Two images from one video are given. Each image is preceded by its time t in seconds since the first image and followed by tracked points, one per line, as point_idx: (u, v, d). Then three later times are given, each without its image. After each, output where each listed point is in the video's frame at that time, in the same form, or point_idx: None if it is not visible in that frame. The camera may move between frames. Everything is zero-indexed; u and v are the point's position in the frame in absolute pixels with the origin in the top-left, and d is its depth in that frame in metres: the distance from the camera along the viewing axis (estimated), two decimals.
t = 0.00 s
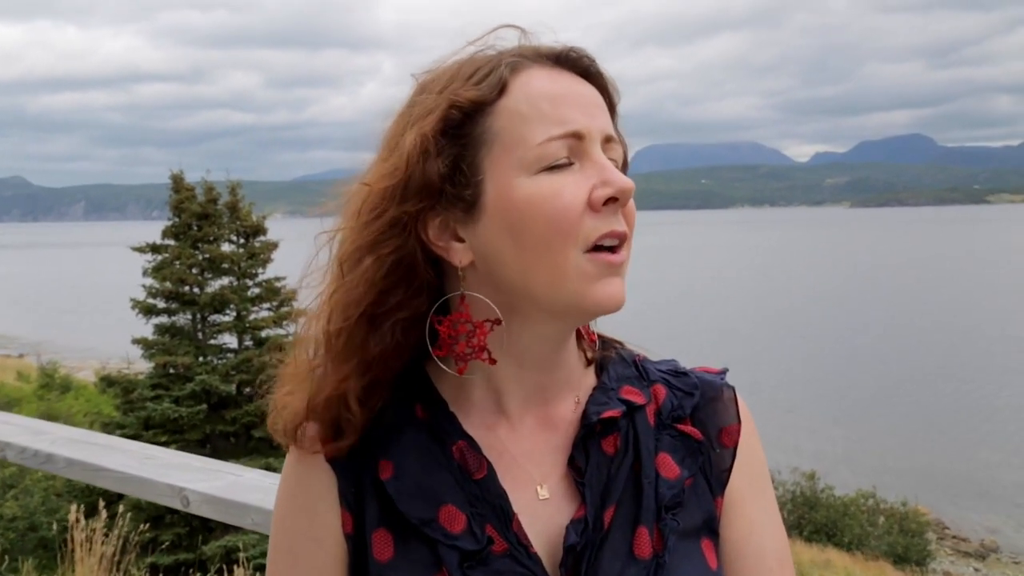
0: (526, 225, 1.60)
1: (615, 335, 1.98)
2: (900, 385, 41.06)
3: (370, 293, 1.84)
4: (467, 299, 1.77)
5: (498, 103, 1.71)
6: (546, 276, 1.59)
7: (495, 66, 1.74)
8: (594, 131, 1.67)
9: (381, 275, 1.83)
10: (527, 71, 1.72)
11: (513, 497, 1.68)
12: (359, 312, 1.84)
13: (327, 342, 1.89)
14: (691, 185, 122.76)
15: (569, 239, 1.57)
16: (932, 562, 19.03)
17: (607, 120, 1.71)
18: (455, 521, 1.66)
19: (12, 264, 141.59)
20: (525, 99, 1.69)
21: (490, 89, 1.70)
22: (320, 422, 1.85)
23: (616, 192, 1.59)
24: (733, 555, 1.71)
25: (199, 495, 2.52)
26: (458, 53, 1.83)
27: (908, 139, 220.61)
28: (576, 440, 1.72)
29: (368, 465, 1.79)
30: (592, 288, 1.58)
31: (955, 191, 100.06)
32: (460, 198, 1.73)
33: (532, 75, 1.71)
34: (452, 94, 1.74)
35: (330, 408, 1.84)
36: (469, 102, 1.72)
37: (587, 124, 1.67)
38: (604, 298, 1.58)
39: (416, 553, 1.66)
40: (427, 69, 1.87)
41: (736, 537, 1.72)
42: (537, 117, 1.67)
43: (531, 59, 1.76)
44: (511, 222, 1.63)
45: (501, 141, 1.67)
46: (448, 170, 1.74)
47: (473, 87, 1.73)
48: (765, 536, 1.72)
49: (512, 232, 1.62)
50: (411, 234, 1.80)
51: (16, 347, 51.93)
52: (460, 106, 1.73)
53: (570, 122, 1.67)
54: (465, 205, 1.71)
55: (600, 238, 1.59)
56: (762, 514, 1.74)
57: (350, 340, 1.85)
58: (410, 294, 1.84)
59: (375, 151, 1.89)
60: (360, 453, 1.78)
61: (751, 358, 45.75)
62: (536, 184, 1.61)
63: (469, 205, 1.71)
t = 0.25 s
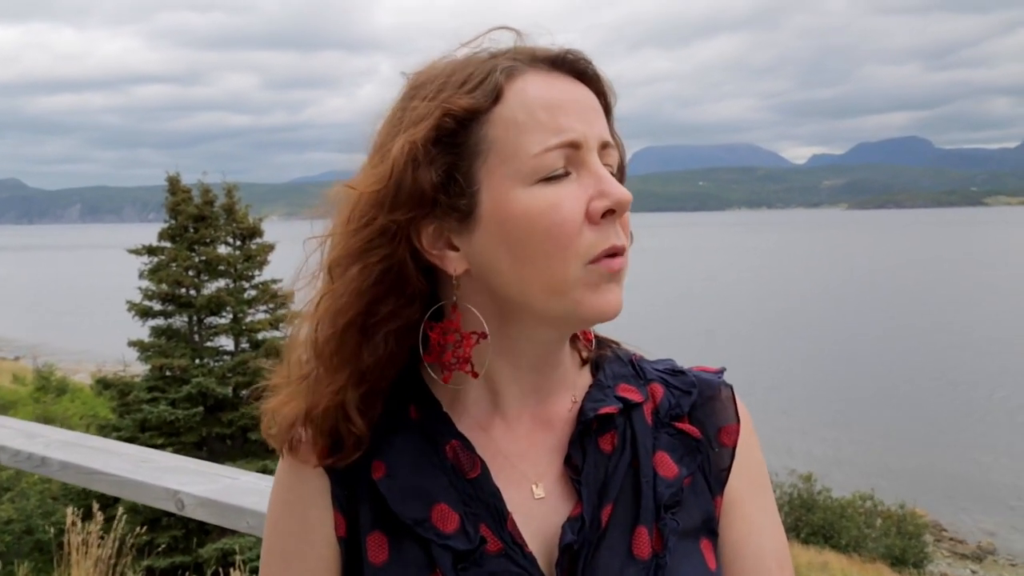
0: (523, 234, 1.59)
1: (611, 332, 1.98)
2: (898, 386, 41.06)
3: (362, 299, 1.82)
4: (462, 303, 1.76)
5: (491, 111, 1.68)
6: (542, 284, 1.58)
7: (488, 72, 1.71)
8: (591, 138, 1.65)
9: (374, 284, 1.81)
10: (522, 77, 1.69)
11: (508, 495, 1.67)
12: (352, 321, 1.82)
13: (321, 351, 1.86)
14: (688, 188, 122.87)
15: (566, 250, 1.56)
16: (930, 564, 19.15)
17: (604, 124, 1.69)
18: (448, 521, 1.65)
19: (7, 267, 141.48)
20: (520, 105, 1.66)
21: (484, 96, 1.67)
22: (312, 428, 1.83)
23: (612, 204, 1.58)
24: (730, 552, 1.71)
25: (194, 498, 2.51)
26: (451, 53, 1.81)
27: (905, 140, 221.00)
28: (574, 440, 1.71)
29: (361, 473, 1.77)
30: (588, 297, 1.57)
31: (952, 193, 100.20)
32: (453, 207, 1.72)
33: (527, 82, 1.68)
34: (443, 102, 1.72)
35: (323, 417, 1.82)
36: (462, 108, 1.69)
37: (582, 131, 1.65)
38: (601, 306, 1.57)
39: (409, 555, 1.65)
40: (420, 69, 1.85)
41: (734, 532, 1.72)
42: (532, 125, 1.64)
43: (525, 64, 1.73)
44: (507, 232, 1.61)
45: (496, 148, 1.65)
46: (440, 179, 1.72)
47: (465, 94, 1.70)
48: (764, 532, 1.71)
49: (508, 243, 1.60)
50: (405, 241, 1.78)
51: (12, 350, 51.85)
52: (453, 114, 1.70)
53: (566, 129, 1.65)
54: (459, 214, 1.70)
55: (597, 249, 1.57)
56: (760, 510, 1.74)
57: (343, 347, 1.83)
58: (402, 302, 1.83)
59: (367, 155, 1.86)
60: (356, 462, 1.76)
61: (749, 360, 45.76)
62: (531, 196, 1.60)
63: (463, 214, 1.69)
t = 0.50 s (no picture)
0: (514, 241, 1.59)
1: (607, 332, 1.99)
2: (888, 387, 41.21)
3: (355, 306, 1.83)
4: (456, 311, 1.77)
5: (479, 117, 1.68)
6: (534, 292, 1.58)
7: (475, 79, 1.71)
8: (582, 142, 1.65)
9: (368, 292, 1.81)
10: (513, 81, 1.68)
11: (505, 498, 1.67)
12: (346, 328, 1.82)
13: (315, 357, 1.87)
14: (679, 188, 123.18)
15: (558, 257, 1.56)
16: (919, 563, 19.32)
17: (597, 127, 1.69)
18: (444, 524, 1.65)
19: None
20: (510, 111, 1.66)
21: (472, 102, 1.67)
22: (305, 436, 1.83)
23: (604, 211, 1.59)
24: (727, 554, 1.72)
25: (185, 499, 2.52)
26: (440, 56, 1.80)
27: (895, 141, 221.75)
28: (571, 443, 1.71)
29: (357, 479, 1.77)
30: (581, 303, 1.58)
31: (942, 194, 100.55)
32: (446, 214, 1.72)
33: (518, 84, 1.67)
34: (431, 110, 1.71)
35: (317, 423, 1.82)
36: (450, 117, 1.69)
37: (574, 136, 1.64)
38: (595, 314, 1.58)
39: (407, 560, 1.65)
40: (409, 72, 1.84)
41: (730, 533, 1.73)
42: (523, 132, 1.64)
43: (517, 67, 1.73)
44: (499, 240, 1.62)
45: (486, 155, 1.66)
46: (431, 185, 1.72)
47: (453, 101, 1.70)
48: (760, 534, 1.73)
49: (500, 252, 1.61)
50: (397, 248, 1.78)
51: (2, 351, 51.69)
52: (441, 122, 1.70)
53: (558, 135, 1.65)
54: (451, 223, 1.71)
55: (590, 257, 1.58)
56: (756, 510, 1.75)
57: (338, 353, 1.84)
58: (395, 309, 1.83)
59: (359, 159, 1.86)
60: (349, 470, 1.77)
61: (740, 361, 45.90)
62: (524, 205, 1.60)
63: (456, 224, 1.70)
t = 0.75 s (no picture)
0: (495, 245, 1.60)
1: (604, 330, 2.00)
2: (876, 386, 41.40)
3: (342, 310, 1.84)
4: (447, 314, 1.79)
5: (453, 121, 1.69)
6: (516, 296, 1.60)
7: (448, 79, 1.72)
8: (560, 141, 1.65)
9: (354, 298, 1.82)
10: (488, 80, 1.69)
11: (503, 498, 1.69)
12: (331, 333, 1.83)
13: (304, 361, 1.88)
14: (668, 190, 123.53)
15: (538, 258, 1.57)
16: (906, 562, 19.40)
17: (578, 124, 1.70)
18: (443, 524, 1.66)
19: None
20: (486, 112, 1.67)
21: (446, 106, 1.69)
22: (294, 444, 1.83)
23: (582, 208, 1.60)
24: (727, 554, 1.74)
25: (176, 499, 2.52)
26: (418, 58, 1.82)
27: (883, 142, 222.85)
28: (569, 442, 1.72)
29: (348, 483, 1.78)
30: (564, 304, 1.59)
31: (929, 195, 101.07)
32: (426, 218, 1.74)
33: (493, 85, 1.68)
34: (402, 117, 1.73)
35: (304, 427, 1.83)
36: (423, 123, 1.70)
37: (552, 135, 1.65)
38: (581, 316, 1.59)
39: (403, 560, 1.66)
40: (390, 74, 1.85)
41: (734, 532, 1.75)
42: (498, 133, 1.65)
43: (491, 67, 1.73)
44: (479, 244, 1.63)
45: (461, 158, 1.67)
46: (410, 190, 1.74)
47: (425, 105, 1.72)
48: (759, 533, 1.75)
49: (480, 256, 1.63)
50: (382, 250, 1.79)
51: None
52: (413, 128, 1.72)
53: (534, 135, 1.66)
54: (430, 226, 1.73)
55: (572, 255, 1.59)
56: (754, 507, 1.77)
57: (326, 358, 1.84)
58: (387, 313, 1.84)
59: (343, 164, 1.86)
60: (338, 471, 1.77)
61: (729, 361, 46.03)
62: (500, 206, 1.61)
63: (435, 226, 1.72)
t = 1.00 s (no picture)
0: (492, 246, 1.60)
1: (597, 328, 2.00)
2: (867, 384, 41.51)
3: (342, 308, 1.83)
4: (445, 312, 1.79)
5: (452, 120, 1.69)
6: (514, 295, 1.59)
7: (448, 79, 1.71)
8: (560, 142, 1.65)
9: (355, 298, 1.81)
10: (488, 81, 1.69)
11: (500, 499, 1.68)
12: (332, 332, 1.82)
13: (301, 361, 1.88)
14: (660, 189, 123.74)
15: (532, 260, 1.57)
16: (898, 560, 19.44)
17: (576, 126, 1.70)
18: (440, 525, 1.65)
19: None
20: (484, 113, 1.66)
21: (444, 107, 1.68)
22: (292, 445, 1.82)
23: (582, 210, 1.59)
24: (721, 551, 1.74)
25: (168, 499, 2.52)
26: (419, 57, 1.81)
27: (874, 140, 223.58)
28: (567, 442, 1.72)
29: (340, 483, 1.78)
30: (560, 306, 1.59)
31: (919, 194, 101.44)
32: (423, 218, 1.74)
33: (492, 86, 1.68)
34: (402, 116, 1.72)
35: (300, 428, 1.82)
36: (422, 122, 1.70)
37: (551, 137, 1.65)
38: (578, 315, 1.59)
39: (402, 559, 1.66)
40: (389, 74, 1.85)
41: (729, 531, 1.75)
42: (495, 136, 1.65)
43: (491, 67, 1.73)
44: (477, 244, 1.62)
45: (460, 158, 1.67)
46: (410, 192, 1.73)
47: (424, 107, 1.71)
48: (754, 532, 1.75)
49: (479, 256, 1.62)
50: (381, 250, 1.78)
51: None
52: (412, 129, 1.71)
53: (532, 138, 1.66)
54: (429, 225, 1.72)
55: (570, 256, 1.59)
56: (748, 504, 1.78)
57: (325, 359, 1.84)
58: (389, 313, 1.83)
59: (341, 165, 1.86)
60: (334, 471, 1.77)
61: (722, 360, 46.12)
62: (499, 207, 1.61)
63: (434, 226, 1.71)
